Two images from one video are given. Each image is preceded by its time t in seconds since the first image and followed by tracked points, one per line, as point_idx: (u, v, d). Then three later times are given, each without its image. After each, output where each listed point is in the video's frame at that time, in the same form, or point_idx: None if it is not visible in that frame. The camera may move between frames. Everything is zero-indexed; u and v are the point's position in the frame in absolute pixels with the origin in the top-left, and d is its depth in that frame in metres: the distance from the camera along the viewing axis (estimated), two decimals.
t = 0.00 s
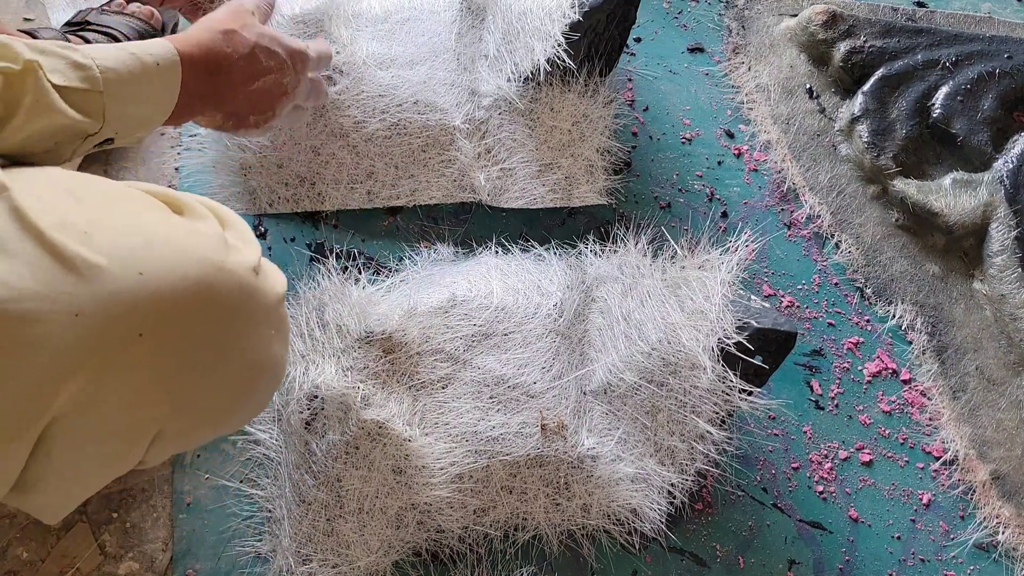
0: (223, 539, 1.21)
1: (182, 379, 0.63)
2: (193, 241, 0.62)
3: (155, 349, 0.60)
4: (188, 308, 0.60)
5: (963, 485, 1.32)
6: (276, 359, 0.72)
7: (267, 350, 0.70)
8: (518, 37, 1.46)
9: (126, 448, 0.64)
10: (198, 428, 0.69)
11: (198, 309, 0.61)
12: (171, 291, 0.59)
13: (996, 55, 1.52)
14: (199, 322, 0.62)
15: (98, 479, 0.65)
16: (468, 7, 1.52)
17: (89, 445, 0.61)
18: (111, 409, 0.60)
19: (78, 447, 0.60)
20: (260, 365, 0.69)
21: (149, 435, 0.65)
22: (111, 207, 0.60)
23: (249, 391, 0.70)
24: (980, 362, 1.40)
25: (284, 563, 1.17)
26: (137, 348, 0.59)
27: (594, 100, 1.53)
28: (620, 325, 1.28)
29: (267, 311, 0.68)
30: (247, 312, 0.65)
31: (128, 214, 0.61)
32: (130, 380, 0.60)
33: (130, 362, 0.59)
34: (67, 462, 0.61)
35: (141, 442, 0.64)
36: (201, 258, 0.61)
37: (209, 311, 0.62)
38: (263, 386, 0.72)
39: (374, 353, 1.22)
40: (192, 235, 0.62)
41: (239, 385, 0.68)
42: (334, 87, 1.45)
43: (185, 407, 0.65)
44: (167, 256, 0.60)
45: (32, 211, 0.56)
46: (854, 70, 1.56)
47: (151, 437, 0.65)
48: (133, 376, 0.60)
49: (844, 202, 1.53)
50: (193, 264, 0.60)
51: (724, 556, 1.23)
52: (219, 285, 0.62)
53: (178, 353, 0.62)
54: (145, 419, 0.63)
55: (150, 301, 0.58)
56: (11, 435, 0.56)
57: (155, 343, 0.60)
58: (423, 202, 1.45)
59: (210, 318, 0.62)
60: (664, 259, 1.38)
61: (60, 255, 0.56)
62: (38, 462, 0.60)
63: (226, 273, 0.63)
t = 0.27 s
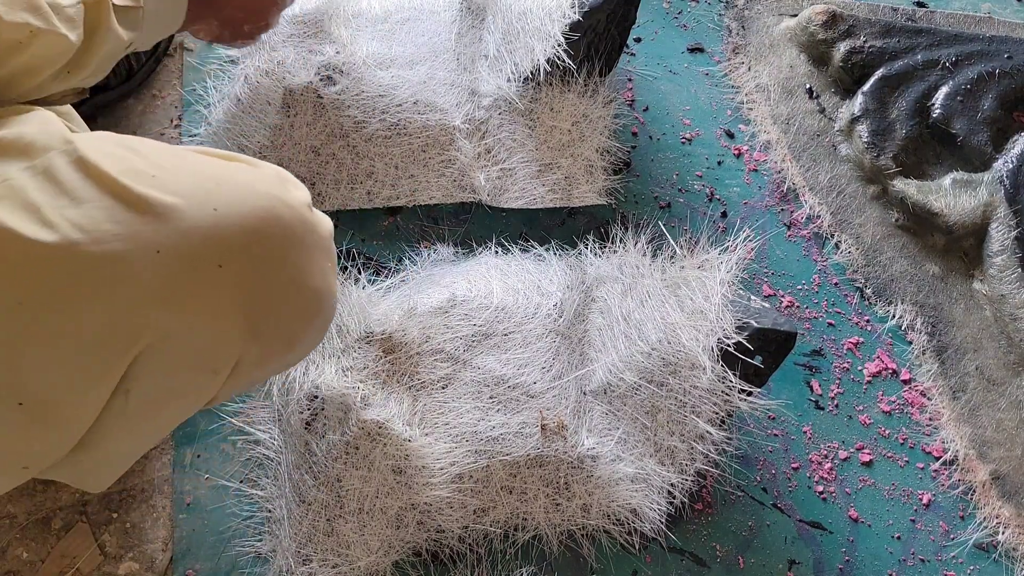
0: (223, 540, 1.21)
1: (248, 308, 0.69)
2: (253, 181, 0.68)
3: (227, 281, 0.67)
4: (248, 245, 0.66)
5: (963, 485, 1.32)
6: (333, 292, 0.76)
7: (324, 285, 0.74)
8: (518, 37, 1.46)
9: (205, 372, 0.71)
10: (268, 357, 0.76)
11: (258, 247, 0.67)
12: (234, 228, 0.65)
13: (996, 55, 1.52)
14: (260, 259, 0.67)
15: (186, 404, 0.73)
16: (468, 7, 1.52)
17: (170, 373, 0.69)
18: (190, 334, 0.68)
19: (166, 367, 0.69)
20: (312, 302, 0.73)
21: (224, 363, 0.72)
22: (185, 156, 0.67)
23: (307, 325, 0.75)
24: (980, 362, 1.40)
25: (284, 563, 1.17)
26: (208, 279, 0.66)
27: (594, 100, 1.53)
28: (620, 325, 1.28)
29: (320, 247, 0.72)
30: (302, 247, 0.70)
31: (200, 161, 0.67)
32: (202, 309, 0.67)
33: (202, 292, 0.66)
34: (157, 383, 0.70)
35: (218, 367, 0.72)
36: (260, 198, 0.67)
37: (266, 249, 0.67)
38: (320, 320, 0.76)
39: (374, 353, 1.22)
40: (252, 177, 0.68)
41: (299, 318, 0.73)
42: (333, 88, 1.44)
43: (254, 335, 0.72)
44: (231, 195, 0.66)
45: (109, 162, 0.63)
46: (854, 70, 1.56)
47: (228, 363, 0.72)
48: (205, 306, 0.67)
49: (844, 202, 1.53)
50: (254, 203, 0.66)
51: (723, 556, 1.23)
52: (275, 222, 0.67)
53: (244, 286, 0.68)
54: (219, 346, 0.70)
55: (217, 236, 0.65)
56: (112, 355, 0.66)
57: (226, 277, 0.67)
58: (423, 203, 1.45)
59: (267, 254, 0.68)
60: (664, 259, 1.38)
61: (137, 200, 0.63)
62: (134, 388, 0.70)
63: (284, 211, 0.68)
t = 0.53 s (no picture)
0: (223, 540, 1.21)
1: (260, 278, 0.69)
2: (269, 149, 0.69)
3: (240, 246, 0.68)
4: (259, 211, 0.67)
5: (963, 485, 1.32)
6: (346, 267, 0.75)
7: (338, 256, 0.73)
8: (518, 37, 1.46)
9: (219, 339, 0.72)
10: (281, 328, 0.75)
11: (267, 212, 0.68)
12: (246, 193, 0.67)
13: (996, 55, 1.52)
14: (271, 225, 0.68)
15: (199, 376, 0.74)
16: (468, 7, 1.52)
17: (184, 339, 0.71)
18: (202, 300, 0.68)
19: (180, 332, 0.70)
20: (324, 270, 0.72)
21: (236, 332, 0.72)
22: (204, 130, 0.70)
23: (319, 296, 0.73)
24: (980, 362, 1.40)
25: (284, 563, 1.17)
26: (221, 243, 0.67)
27: (594, 100, 1.53)
28: (620, 325, 1.28)
29: (333, 216, 0.72)
30: (315, 214, 0.70)
31: (220, 133, 0.70)
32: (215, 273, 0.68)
33: (217, 255, 0.67)
34: (172, 349, 0.71)
35: (231, 335, 0.72)
36: (274, 163, 0.68)
37: (277, 215, 0.68)
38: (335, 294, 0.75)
39: (374, 353, 1.23)
40: (268, 145, 0.70)
41: (312, 291, 0.73)
42: (334, 88, 1.44)
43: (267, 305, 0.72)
44: (243, 161, 0.68)
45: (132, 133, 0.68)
46: (854, 70, 1.56)
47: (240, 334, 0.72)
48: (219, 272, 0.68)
49: (844, 202, 1.53)
50: (267, 169, 0.68)
51: (723, 556, 1.23)
52: (287, 186, 0.68)
53: (256, 252, 0.68)
54: (233, 315, 0.70)
55: (231, 200, 0.67)
56: (127, 321, 0.67)
57: (240, 242, 0.68)
58: (424, 202, 1.45)
59: (278, 219, 0.68)
60: (664, 259, 1.38)
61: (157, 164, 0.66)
62: (150, 354, 0.71)
63: (295, 174, 0.69)
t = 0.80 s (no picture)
0: (223, 539, 1.21)
1: (247, 251, 0.72)
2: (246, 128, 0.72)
3: (226, 222, 0.70)
4: (242, 185, 0.70)
5: (963, 485, 1.32)
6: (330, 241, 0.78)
7: (323, 229, 0.76)
8: (518, 37, 1.46)
9: (212, 314, 0.73)
10: (268, 303, 0.77)
11: (250, 188, 0.70)
12: (229, 168, 0.69)
13: (996, 55, 1.52)
14: (256, 199, 0.71)
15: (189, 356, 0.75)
16: (468, 7, 1.52)
17: (172, 318, 0.71)
18: (189, 276, 0.70)
19: (172, 309, 0.71)
20: (310, 244, 0.75)
21: (223, 308, 0.74)
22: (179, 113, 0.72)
23: (305, 269, 0.76)
24: (980, 362, 1.40)
25: (284, 563, 1.17)
26: (207, 220, 0.69)
27: (594, 100, 1.53)
28: (620, 325, 1.28)
29: (314, 191, 0.76)
30: (297, 187, 0.73)
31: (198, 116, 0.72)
32: (202, 249, 0.69)
33: (203, 231, 0.69)
34: (161, 329, 0.72)
35: (219, 311, 0.73)
36: (254, 143, 0.71)
37: (260, 191, 0.70)
38: (321, 267, 0.78)
39: (374, 353, 1.23)
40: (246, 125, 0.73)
41: (299, 265, 0.76)
42: (333, 88, 1.44)
43: (254, 279, 0.74)
44: (223, 139, 0.70)
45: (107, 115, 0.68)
46: (854, 70, 1.56)
47: (228, 310, 0.74)
48: (206, 250, 0.70)
49: (844, 202, 1.53)
50: (246, 147, 0.70)
51: (723, 556, 1.23)
52: (270, 162, 0.71)
53: (242, 227, 0.71)
54: (220, 290, 0.72)
55: (214, 176, 0.69)
56: (117, 301, 0.68)
57: (225, 216, 0.70)
58: (423, 202, 1.45)
59: (262, 194, 0.71)
60: (664, 259, 1.38)
61: (137, 145, 0.67)
62: (139, 335, 0.71)
63: (275, 148, 0.72)
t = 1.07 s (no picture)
0: (223, 539, 1.21)
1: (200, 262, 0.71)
2: (209, 140, 0.70)
3: (184, 231, 0.69)
4: (198, 199, 0.68)
5: (963, 485, 1.32)
6: (297, 255, 0.77)
7: (288, 242, 0.75)
8: (518, 37, 1.46)
9: (158, 336, 0.73)
10: (230, 313, 0.77)
11: (211, 200, 0.69)
12: (186, 184, 0.68)
13: (996, 55, 1.52)
14: (214, 216, 0.70)
15: (147, 364, 0.75)
16: (468, 7, 1.52)
17: (126, 331, 0.71)
18: (142, 286, 0.69)
19: (125, 321, 0.70)
20: (274, 257, 0.74)
21: (182, 315, 0.73)
22: (143, 119, 0.70)
23: (268, 283, 0.76)
24: (980, 362, 1.40)
25: (285, 563, 1.17)
26: (163, 232, 0.68)
27: (594, 100, 1.52)
28: (620, 325, 1.28)
29: (281, 208, 0.74)
30: (257, 205, 0.72)
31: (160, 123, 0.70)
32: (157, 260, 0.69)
33: (158, 243, 0.68)
34: (117, 337, 0.71)
35: (178, 317, 0.73)
36: (219, 158, 0.69)
37: (219, 201, 0.69)
38: (288, 278, 0.77)
39: (374, 353, 1.22)
40: (209, 135, 0.70)
41: (263, 271, 0.75)
42: (333, 88, 1.44)
43: (211, 286, 0.74)
44: (184, 151, 0.68)
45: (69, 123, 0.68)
46: (854, 70, 1.56)
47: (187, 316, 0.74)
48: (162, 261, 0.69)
49: (844, 202, 1.53)
50: (207, 164, 0.69)
51: (723, 556, 1.23)
52: (228, 179, 0.69)
53: (198, 240, 0.70)
54: (176, 297, 0.72)
55: (170, 190, 0.67)
56: (66, 312, 0.68)
57: (183, 226, 0.69)
58: (424, 202, 1.45)
59: (221, 206, 0.70)
60: (664, 259, 1.38)
61: (89, 156, 0.66)
62: (89, 349, 0.71)
63: (238, 161, 0.70)
